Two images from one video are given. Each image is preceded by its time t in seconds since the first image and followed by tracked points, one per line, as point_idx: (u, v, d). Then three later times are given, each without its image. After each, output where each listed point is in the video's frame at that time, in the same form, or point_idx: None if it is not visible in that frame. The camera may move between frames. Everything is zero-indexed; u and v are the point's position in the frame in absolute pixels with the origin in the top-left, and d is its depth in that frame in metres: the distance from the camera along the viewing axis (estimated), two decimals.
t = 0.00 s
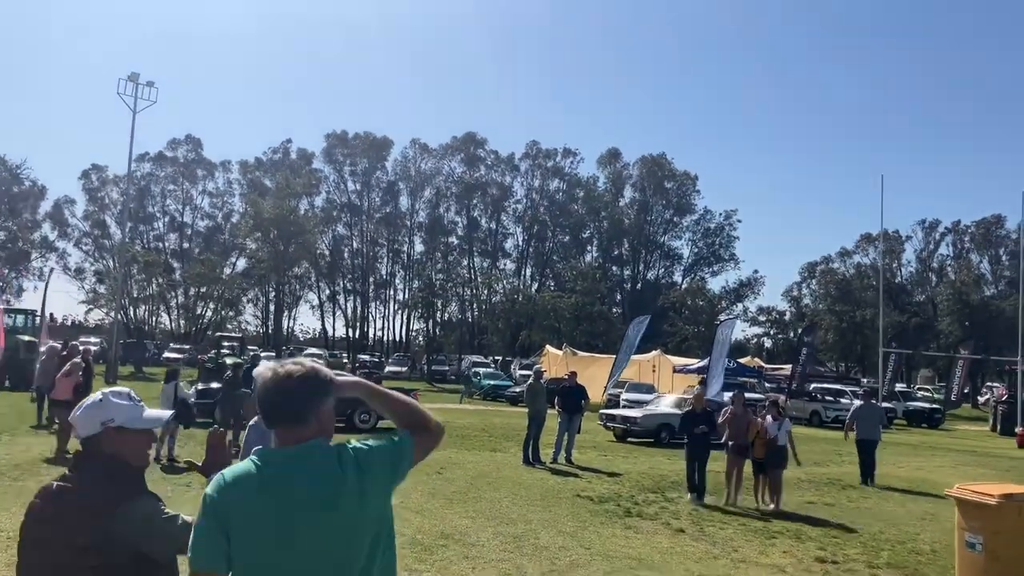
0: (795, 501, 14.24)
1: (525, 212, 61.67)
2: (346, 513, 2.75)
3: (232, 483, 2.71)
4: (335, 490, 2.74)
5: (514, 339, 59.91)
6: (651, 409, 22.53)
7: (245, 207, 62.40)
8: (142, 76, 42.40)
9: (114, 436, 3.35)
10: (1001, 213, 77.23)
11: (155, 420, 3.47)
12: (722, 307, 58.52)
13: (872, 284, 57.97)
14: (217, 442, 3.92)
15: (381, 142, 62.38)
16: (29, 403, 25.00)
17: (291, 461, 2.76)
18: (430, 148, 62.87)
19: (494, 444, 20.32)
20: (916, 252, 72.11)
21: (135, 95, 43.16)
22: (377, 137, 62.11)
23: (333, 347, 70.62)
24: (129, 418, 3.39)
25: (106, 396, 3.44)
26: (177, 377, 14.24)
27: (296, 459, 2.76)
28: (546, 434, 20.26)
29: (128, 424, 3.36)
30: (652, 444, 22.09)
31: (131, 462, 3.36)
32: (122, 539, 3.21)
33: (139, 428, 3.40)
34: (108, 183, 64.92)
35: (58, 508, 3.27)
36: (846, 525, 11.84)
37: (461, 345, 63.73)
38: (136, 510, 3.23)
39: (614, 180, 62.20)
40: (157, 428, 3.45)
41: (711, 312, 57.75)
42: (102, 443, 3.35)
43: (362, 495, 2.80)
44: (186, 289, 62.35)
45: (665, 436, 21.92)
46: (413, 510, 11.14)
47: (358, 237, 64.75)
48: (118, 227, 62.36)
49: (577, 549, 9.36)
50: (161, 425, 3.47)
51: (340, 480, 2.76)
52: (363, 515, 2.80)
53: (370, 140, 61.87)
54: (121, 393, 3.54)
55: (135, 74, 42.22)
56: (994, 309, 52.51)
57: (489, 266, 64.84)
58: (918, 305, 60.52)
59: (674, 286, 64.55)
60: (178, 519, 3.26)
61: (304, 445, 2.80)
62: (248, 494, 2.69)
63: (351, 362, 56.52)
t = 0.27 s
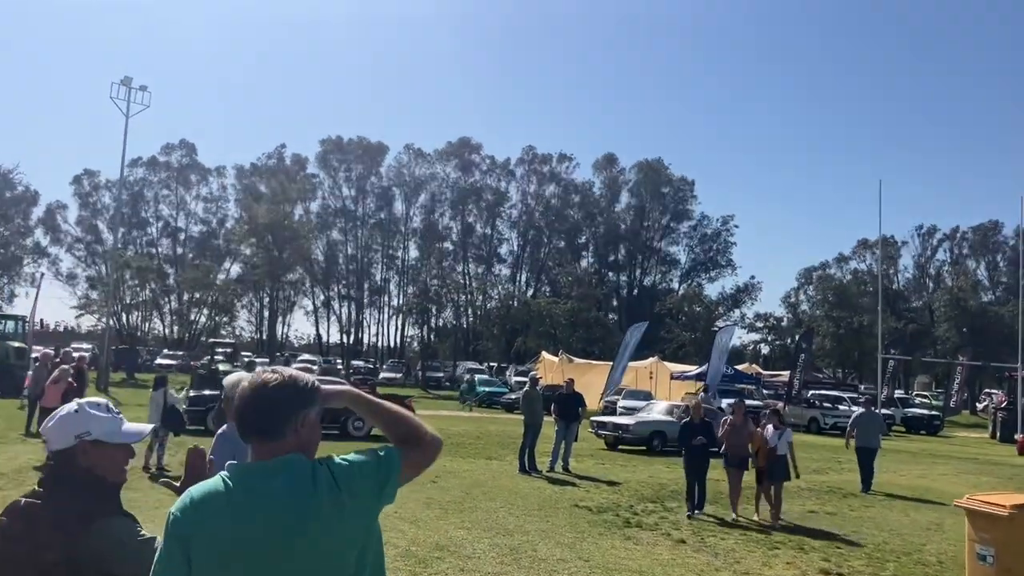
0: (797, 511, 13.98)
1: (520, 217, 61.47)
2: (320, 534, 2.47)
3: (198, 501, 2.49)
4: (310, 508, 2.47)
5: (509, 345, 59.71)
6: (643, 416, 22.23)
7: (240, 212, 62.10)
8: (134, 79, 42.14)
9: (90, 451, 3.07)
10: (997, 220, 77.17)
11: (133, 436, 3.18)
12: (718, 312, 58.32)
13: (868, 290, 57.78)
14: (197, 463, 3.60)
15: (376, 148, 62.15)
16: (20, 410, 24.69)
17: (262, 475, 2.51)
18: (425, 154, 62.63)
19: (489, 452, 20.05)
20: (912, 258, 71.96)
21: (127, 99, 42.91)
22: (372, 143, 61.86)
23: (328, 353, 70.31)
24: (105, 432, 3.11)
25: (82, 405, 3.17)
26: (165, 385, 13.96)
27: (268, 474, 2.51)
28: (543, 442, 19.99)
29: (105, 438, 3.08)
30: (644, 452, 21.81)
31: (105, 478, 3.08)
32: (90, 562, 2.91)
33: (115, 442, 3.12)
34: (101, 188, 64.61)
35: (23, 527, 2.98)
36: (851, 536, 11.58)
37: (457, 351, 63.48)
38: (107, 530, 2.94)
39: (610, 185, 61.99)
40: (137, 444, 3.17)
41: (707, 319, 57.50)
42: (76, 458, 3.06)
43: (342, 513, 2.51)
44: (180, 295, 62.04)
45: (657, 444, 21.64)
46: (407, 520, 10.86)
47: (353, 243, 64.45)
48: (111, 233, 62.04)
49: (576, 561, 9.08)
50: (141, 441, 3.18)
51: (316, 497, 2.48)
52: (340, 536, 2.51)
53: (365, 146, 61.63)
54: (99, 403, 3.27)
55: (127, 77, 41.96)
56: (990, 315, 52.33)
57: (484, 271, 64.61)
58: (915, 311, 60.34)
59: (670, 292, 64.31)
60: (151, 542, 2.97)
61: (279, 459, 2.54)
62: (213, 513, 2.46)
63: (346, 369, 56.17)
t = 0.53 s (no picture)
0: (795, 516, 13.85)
1: (512, 224, 61.40)
2: (312, 544, 2.32)
3: (179, 512, 2.34)
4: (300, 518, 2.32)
5: (502, 351, 59.55)
6: (631, 422, 22.02)
7: (231, 219, 61.84)
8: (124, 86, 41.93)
9: (71, 459, 2.92)
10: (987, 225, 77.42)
11: (121, 444, 3.04)
12: (711, 318, 58.22)
13: (860, 296, 57.75)
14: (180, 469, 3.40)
15: (368, 155, 61.98)
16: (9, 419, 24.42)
17: (248, 483, 2.35)
18: (417, 160, 62.50)
19: (482, 459, 19.88)
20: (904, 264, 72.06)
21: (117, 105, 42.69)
22: (364, 149, 61.68)
23: (319, 360, 70.00)
24: (89, 438, 2.97)
25: (64, 409, 3.01)
26: (155, 392, 13.77)
27: (255, 482, 2.36)
28: (538, 449, 19.83)
29: (88, 446, 2.94)
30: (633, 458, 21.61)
31: (86, 488, 2.92)
32: None
33: (100, 450, 2.98)
34: (92, 196, 64.28)
35: None
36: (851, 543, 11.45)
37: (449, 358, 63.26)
38: (87, 543, 2.78)
39: (602, 192, 61.93)
40: (122, 453, 3.03)
41: (700, 324, 57.37)
42: (56, 468, 2.92)
43: (337, 523, 2.36)
44: (171, 302, 61.68)
45: (645, 450, 21.43)
46: (402, 529, 10.69)
47: (345, 250, 64.21)
48: (101, 240, 61.69)
49: (574, 571, 8.93)
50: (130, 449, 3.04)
51: (307, 504, 2.34)
52: (334, 546, 2.36)
53: (357, 152, 61.43)
54: (81, 407, 3.12)
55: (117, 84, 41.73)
56: (982, 320, 52.34)
57: (476, 278, 64.46)
58: (907, 317, 60.32)
59: (663, 298, 64.22)
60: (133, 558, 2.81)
61: (266, 466, 2.39)
62: (195, 525, 2.32)
63: (337, 376, 55.85)
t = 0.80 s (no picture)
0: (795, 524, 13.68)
1: (504, 231, 61.31)
2: None
3: (164, 547, 2.11)
4: (297, 546, 2.11)
5: (494, 358, 59.33)
6: (620, 429, 21.71)
7: (221, 227, 61.54)
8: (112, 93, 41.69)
9: (43, 483, 2.74)
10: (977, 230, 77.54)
11: (98, 466, 2.88)
12: (703, 323, 58.13)
13: (852, 301, 57.72)
14: (163, 496, 3.01)
15: (358, 161, 61.75)
16: None
17: (236, 514, 2.13)
18: (407, 167, 62.31)
19: (476, 468, 19.64)
20: (895, 268, 72.12)
21: (105, 112, 42.47)
22: (355, 156, 61.45)
23: (310, 368, 69.66)
24: (66, 461, 2.80)
25: (34, 431, 2.80)
26: (143, 402, 13.47)
27: (248, 510, 2.14)
28: (532, 457, 19.60)
29: (65, 468, 2.77)
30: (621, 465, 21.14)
31: (57, 517, 2.73)
32: None
33: (74, 473, 2.80)
34: (81, 204, 63.92)
35: None
36: (854, 553, 11.29)
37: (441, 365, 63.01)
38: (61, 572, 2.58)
39: (593, 198, 61.81)
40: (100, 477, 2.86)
41: (692, 330, 57.24)
42: (26, 495, 2.73)
43: (337, 552, 2.16)
44: (161, 310, 61.27)
45: (635, 457, 21.15)
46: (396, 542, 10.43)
47: (336, 257, 63.91)
48: (90, 248, 61.31)
49: None
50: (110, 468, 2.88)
51: (302, 531, 2.12)
52: None
53: (348, 159, 61.20)
54: (51, 427, 2.92)
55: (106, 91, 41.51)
56: (974, 324, 52.31)
57: (468, 285, 64.27)
58: (899, 321, 60.28)
59: (655, 304, 64.12)
60: None
61: (258, 493, 2.17)
62: (178, 557, 2.10)
63: (329, 384, 55.53)
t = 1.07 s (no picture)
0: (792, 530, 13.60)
1: (496, 236, 61.22)
2: None
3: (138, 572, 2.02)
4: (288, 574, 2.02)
5: (486, 364, 59.26)
6: (607, 434, 21.53)
7: (211, 233, 61.30)
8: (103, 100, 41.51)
9: (6, 498, 3.20)
10: (966, 234, 77.80)
11: (59, 480, 3.30)
12: (695, 328, 58.10)
13: (843, 305, 57.81)
14: (131, 514, 2.86)
15: (350, 167, 61.62)
16: None
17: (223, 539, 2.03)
18: (398, 173, 62.17)
19: (468, 474, 19.50)
20: (885, 272, 72.30)
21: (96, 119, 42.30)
22: (346, 162, 61.32)
23: (301, 375, 69.38)
24: (26, 476, 3.23)
25: None
26: (131, 410, 13.27)
27: (238, 537, 2.04)
28: (526, 463, 19.48)
29: (26, 486, 3.21)
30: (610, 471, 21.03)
31: (19, 527, 3.22)
32: None
33: (36, 489, 3.25)
34: (70, 211, 63.56)
35: None
36: (852, 561, 11.23)
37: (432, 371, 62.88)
38: None
39: (585, 204, 61.76)
40: (61, 490, 3.31)
41: (684, 335, 57.27)
42: None
43: None
44: (152, 317, 60.99)
45: (623, 462, 20.99)
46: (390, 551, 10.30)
47: (327, 263, 63.72)
48: (80, 255, 60.94)
49: None
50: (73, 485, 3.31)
51: (286, 557, 2.04)
52: None
53: (340, 165, 61.07)
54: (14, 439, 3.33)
55: (96, 98, 41.32)
56: (964, 327, 52.45)
57: (460, 290, 64.18)
58: (889, 325, 60.40)
59: (646, 309, 64.06)
60: None
61: (247, 518, 2.08)
62: None
63: (321, 391, 55.32)
